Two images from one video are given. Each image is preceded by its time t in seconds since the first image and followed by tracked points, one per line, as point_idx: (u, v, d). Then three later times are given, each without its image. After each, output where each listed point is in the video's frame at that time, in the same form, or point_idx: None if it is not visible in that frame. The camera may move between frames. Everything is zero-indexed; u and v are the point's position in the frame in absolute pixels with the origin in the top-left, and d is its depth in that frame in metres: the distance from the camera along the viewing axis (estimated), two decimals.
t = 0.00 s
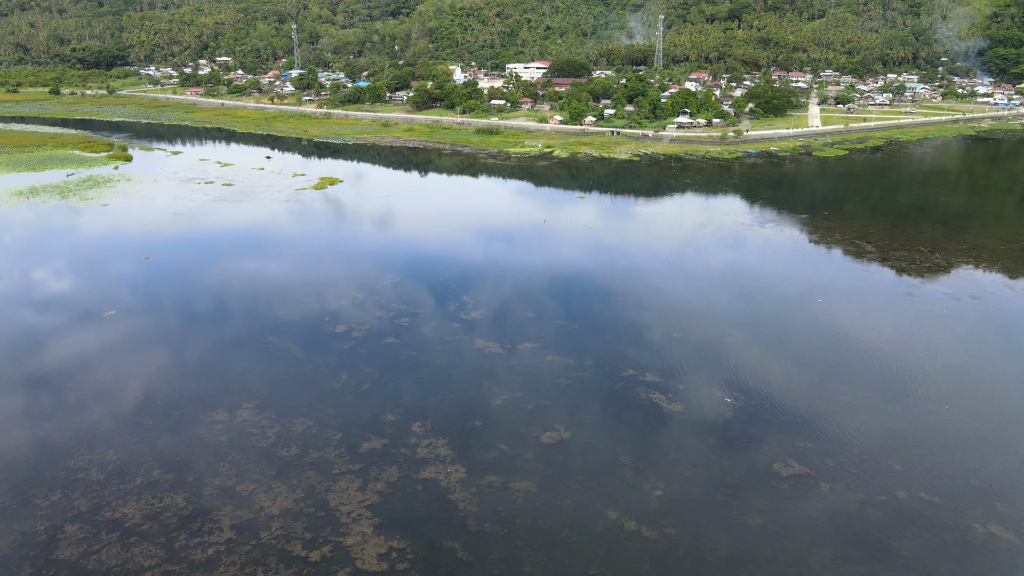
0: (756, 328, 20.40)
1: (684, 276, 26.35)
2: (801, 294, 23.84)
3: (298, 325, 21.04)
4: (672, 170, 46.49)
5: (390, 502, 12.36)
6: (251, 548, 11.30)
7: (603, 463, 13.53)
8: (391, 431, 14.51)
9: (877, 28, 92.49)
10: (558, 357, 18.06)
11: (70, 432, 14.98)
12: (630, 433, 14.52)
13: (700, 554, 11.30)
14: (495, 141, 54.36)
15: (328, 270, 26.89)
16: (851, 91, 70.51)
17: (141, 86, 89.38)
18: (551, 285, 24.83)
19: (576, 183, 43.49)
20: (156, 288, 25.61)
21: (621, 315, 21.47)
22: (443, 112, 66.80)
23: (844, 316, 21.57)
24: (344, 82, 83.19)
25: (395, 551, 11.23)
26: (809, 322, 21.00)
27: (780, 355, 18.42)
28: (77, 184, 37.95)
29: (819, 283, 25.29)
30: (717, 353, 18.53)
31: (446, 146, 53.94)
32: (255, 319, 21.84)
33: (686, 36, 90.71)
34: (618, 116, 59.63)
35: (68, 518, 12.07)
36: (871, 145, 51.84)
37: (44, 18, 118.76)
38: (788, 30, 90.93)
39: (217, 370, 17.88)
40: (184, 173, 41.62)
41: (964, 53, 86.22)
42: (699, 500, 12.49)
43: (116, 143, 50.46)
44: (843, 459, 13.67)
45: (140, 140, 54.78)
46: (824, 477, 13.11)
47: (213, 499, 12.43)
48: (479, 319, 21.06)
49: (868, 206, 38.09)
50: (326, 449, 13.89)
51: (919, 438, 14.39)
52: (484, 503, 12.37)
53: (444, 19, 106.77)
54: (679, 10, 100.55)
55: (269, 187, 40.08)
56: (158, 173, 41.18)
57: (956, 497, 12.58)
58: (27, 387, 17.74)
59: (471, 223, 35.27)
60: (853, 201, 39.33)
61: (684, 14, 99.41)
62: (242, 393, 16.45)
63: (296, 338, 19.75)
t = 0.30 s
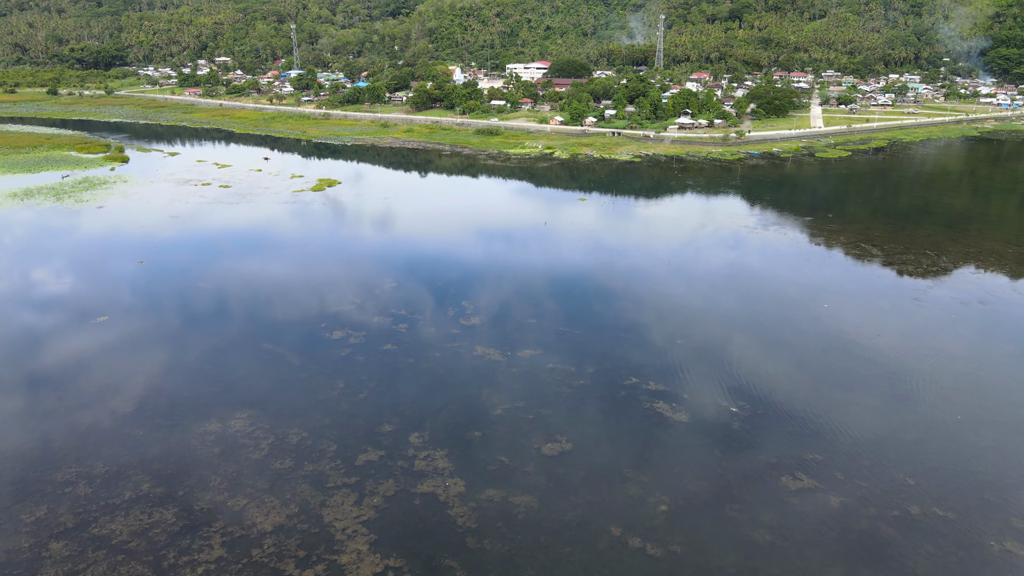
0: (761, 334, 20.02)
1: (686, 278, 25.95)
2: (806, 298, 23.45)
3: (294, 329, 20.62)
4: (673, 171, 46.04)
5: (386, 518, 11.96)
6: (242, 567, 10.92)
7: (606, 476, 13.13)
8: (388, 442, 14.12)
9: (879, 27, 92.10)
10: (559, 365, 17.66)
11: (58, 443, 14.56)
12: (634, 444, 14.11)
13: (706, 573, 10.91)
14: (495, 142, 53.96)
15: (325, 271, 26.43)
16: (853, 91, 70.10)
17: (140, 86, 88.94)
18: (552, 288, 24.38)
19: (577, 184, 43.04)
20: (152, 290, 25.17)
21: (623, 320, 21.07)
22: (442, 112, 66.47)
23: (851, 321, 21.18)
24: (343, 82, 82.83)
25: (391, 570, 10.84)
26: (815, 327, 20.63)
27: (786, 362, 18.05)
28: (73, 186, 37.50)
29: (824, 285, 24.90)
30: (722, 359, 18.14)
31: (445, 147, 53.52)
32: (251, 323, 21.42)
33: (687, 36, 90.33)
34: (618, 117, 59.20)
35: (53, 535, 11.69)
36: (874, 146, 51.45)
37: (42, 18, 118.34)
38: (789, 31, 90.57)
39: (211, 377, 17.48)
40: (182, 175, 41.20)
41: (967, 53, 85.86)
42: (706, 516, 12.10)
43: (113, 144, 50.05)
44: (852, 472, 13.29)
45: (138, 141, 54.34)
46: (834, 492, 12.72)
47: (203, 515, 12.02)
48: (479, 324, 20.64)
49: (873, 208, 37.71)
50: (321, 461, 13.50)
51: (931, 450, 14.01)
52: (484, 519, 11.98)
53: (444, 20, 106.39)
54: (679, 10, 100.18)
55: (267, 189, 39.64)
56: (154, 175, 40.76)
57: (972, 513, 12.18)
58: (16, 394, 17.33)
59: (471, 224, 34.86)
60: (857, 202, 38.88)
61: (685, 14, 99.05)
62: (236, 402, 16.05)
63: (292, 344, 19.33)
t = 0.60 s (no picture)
0: (767, 339, 19.59)
1: (690, 280, 25.49)
2: (812, 302, 23.01)
3: (290, 333, 20.18)
4: (675, 172, 45.55)
5: (382, 534, 11.58)
6: None
7: (609, 489, 12.76)
8: (385, 454, 13.74)
9: (880, 27, 91.65)
10: (560, 372, 17.24)
11: (44, 455, 14.14)
12: (637, 456, 13.73)
13: None
14: (495, 143, 53.53)
15: (322, 273, 25.96)
16: (855, 92, 69.65)
17: (138, 86, 88.55)
18: (554, 291, 23.88)
19: (578, 184, 42.54)
20: (146, 291, 24.73)
21: (627, 324, 20.60)
22: (442, 113, 66.06)
23: (858, 327, 20.74)
24: (342, 82, 82.41)
25: None
26: (822, 333, 20.19)
27: (793, 369, 17.63)
28: (68, 187, 37.07)
29: (830, 289, 24.46)
30: (728, 367, 17.70)
31: (445, 148, 53.11)
32: (246, 327, 20.98)
33: (687, 36, 89.92)
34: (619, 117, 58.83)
35: (38, 553, 11.32)
36: (877, 147, 50.99)
37: (41, 18, 117.96)
38: (790, 31, 90.18)
39: (205, 384, 17.05)
40: (179, 176, 40.74)
41: (969, 53, 85.41)
42: (713, 532, 11.71)
43: (111, 145, 49.66)
44: (864, 486, 12.86)
45: (135, 142, 53.91)
46: (845, 506, 12.33)
47: (193, 532, 11.66)
48: (479, 329, 20.22)
49: (878, 209, 37.25)
50: (316, 474, 13.12)
51: (945, 462, 13.61)
52: (483, 536, 11.60)
53: (443, 19, 105.99)
54: (680, 10, 99.80)
55: (264, 190, 39.16)
56: (151, 176, 40.30)
57: (988, 530, 11.79)
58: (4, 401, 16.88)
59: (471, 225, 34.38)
60: (860, 203, 38.43)
61: (686, 14, 98.64)
62: (229, 411, 15.64)
63: (287, 350, 18.90)
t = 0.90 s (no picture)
0: (772, 345, 19.12)
1: (694, 282, 24.96)
2: (819, 307, 22.54)
3: (286, 338, 19.76)
4: (677, 173, 45.10)
5: (378, 552, 11.20)
6: None
7: (613, 504, 12.36)
8: (381, 466, 13.36)
9: (882, 27, 91.17)
10: (562, 381, 16.82)
11: (31, 467, 13.72)
12: (641, 469, 13.34)
13: None
14: (495, 144, 53.13)
15: (319, 277, 25.50)
16: (857, 92, 69.24)
17: (136, 86, 88.16)
18: (555, 294, 23.46)
19: (579, 185, 42.03)
20: (141, 292, 24.25)
21: (631, 331, 20.09)
22: (442, 114, 65.63)
23: (868, 333, 20.23)
24: (341, 82, 82.02)
25: None
26: (828, 339, 19.74)
27: (801, 377, 17.20)
28: (63, 190, 36.60)
29: (837, 293, 23.97)
30: (734, 374, 17.29)
31: (444, 148, 52.70)
32: (241, 330, 20.53)
33: (688, 36, 89.50)
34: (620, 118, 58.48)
35: (22, 573, 10.95)
36: (881, 148, 50.55)
37: (40, 18, 117.58)
38: (791, 31, 89.75)
39: (197, 392, 16.62)
40: (175, 178, 40.25)
41: (971, 53, 84.97)
42: (720, 550, 11.32)
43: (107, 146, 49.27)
44: (876, 500, 12.48)
45: (133, 143, 53.44)
46: (857, 522, 11.96)
47: (183, 550, 11.29)
48: (479, 334, 19.82)
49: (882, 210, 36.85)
50: (311, 488, 12.74)
51: (957, 474, 13.25)
52: (483, 554, 11.22)
53: (443, 20, 105.59)
54: (681, 10, 99.37)
55: (262, 192, 38.65)
56: (147, 178, 39.88)
57: (1004, 547, 11.44)
58: None
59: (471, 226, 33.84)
60: (864, 205, 38.00)
61: (686, 14, 98.24)
62: (223, 420, 15.24)
63: (283, 356, 18.46)
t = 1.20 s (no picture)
0: (779, 352, 18.69)
1: (697, 285, 24.49)
2: (824, 311, 22.11)
3: (281, 343, 19.34)
4: (679, 173, 44.64)
5: (373, 571, 10.80)
6: None
7: (616, 519, 11.98)
8: (377, 480, 12.97)
9: (883, 27, 90.74)
10: (563, 390, 16.41)
11: (14, 481, 13.28)
12: (645, 482, 12.95)
13: None
14: (495, 145, 52.72)
15: (317, 279, 25.09)
16: (859, 92, 68.90)
17: (135, 87, 87.71)
18: (557, 297, 23.04)
19: (580, 186, 41.54)
20: (133, 296, 23.77)
21: (634, 337, 19.64)
22: (441, 115, 65.23)
23: (875, 340, 19.81)
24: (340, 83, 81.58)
25: None
26: (834, 345, 19.31)
27: (808, 385, 16.79)
28: (58, 192, 36.18)
29: (842, 297, 23.50)
30: (739, 383, 16.88)
31: (444, 149, 52.30)
32: (235, 335, 20.11)
33: (688, 36, 89.08)
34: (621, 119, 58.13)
35: None
36: (884, 149, 50.11)
37: (38, 18, 117.09)
38: (792, 31, 89.32)
39: (189, 401, 16.18)
40: (171, 180, 39.80)
41: (973, 53, 84.54)
42: (728, 568, 10.94)
43: (104, 147, 48.86)
44: (888, 516, 12.12)
45: (130, 144, 53.04)
46: (869, 539, 11.61)
47: (171, 569, 10.91)
48: (479, 339, 19.42)
49: (887, 211, 36.39)
50: (304, 502, 12.36)
51: (972, 488, 12.89)
52: (482, 572, 10.82)
53: (443, 20, 105.19)
54: (681, 10, 98.93)
55: (259, 193, 38.15)
56: (143, 180, 39.46)
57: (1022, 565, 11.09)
58: None
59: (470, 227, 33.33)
60: (868, 206, 37.62)
61: (687, 14, 97.83)
62: (215, 431, 14.84)
63: (277, 363, 18.05)
